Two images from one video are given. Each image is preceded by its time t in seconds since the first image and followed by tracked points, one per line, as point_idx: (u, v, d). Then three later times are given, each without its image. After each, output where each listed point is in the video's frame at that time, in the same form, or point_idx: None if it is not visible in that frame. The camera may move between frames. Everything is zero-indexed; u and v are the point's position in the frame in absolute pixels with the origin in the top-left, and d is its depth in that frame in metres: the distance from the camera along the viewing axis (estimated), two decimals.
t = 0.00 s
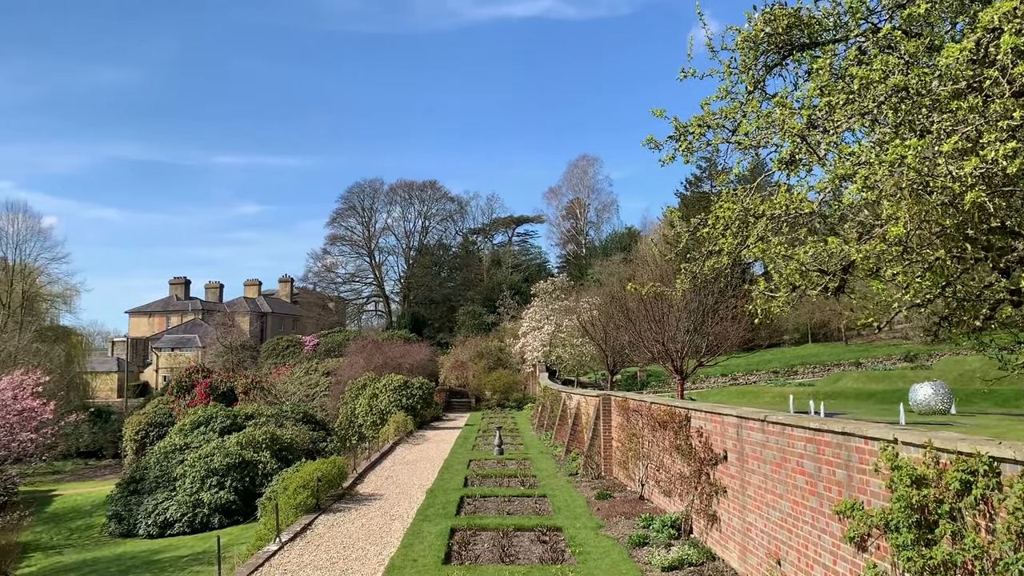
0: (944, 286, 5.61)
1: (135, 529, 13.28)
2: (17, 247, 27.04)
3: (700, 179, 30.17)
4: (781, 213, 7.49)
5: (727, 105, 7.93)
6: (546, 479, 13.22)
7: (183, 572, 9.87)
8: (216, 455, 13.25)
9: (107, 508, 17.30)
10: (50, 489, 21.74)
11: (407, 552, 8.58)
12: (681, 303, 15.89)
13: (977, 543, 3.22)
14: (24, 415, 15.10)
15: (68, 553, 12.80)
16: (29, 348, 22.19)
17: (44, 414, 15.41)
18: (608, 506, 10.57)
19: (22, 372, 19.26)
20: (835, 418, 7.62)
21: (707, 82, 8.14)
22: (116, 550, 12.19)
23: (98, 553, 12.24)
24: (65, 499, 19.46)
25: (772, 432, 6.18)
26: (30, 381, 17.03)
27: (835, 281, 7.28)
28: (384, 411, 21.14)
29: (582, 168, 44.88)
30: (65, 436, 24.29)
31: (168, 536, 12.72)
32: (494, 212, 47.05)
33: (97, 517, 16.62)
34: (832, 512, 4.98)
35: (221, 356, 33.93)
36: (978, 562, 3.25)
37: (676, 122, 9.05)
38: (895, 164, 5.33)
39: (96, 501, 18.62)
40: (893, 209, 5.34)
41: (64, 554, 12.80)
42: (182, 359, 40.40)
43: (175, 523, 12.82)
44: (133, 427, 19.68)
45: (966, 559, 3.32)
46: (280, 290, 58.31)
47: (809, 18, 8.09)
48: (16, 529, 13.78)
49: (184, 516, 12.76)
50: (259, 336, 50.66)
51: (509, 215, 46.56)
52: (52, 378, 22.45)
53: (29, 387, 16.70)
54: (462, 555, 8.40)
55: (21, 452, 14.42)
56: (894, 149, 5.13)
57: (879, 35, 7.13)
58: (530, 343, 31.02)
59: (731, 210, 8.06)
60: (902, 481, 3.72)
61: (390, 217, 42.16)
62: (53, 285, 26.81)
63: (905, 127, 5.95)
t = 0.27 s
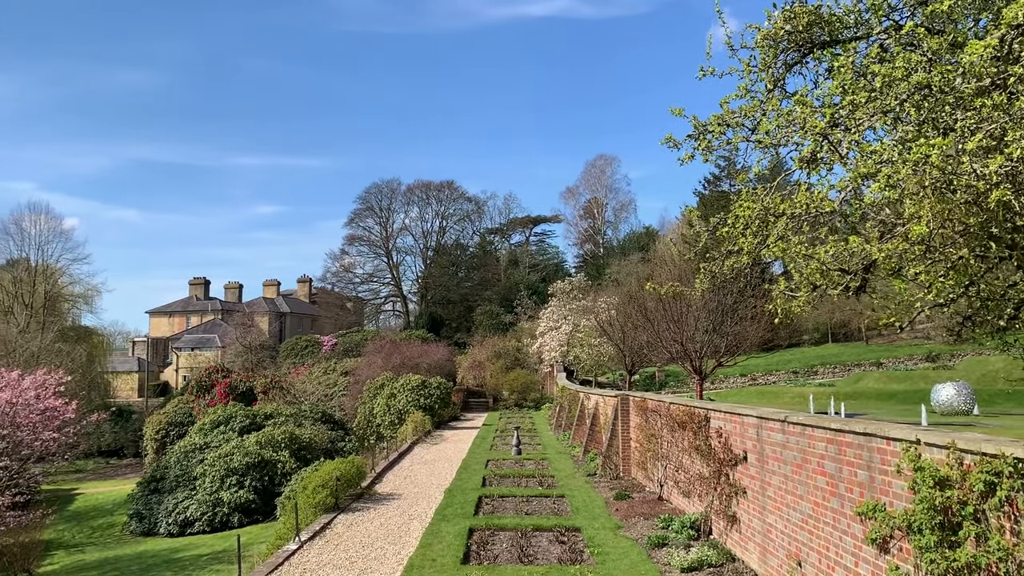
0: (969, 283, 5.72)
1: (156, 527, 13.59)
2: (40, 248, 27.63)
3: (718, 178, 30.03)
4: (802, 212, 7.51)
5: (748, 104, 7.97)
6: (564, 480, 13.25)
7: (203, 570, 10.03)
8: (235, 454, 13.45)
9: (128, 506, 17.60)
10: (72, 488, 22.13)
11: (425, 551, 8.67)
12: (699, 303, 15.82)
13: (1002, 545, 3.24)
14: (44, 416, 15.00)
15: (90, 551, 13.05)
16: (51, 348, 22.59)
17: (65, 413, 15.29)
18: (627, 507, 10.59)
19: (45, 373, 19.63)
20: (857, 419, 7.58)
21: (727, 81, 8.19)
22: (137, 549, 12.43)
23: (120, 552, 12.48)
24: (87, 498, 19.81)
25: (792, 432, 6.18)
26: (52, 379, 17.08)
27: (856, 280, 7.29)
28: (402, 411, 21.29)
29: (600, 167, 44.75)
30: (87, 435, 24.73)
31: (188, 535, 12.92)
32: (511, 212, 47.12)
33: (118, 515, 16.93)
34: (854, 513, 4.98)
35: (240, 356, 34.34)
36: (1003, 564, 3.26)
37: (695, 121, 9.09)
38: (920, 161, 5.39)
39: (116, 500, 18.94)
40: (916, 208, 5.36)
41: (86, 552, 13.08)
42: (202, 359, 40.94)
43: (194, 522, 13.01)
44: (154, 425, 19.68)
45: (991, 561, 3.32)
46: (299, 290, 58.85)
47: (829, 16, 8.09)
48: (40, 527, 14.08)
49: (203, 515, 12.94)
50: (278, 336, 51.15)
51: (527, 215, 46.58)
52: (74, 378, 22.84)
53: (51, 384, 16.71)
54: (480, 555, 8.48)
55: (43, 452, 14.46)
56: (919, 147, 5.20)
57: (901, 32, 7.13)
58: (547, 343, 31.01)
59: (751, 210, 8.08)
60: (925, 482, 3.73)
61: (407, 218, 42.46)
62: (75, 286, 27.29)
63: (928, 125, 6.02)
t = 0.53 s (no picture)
0: (991, 280, 5.84)
1: (174, 526, 13.82)
2: (61, 249, 28.13)
3: (736, 176, 29.87)
4: (822, 211, 7.52)
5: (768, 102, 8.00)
6: (581, 480, 13.29)
7: (223, 569, 10.21)
8: (253, 454, 13.64)
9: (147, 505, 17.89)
10: (93, 487, 22.52)
11: (443, 551, 8.76)
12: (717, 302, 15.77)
13: None
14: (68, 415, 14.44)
15: (110, 550, 13.33)
16: (72, 348, 22.99)
17: (88, 413, 14.72)
18: (645, 507, 10.61)
19: (66, 373, 19.98)
20: (878, 419, 7.56)
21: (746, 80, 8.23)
22: (156, 547, 12.67)
23: (141, 550, 12.71)
24: (107, 497, 20.16)
25: (812, 432, 6.19)
26: (75, 380, 17.39)
27: (876, 279, 7.29)
28: (419, 411, 21.44)
29: (616, 166, 44.63)
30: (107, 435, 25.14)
31: (207, 534, 13.12)
32: (527, 212, 47.18)
33: (138, 514, 17.23)
34: (875, 514, 4.99)
35: (259, 356, 34.72)
36: None
37: (713, 119, 9.12)
38: (942, 158, 5.40)
39: (137, 498, 19.25)
40: (937, 206, 5.39)
41: (107, 551, 13.35)
42: (221, 359, 41.43)
43: (213, 521, 13.19)
44: (173, 425, 19.95)
45: (1014, 563, 3.34)
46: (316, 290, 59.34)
47: (849, 13, 8.09)
48: (62, 526, 14.39)
49: (222, 514, 13.11)
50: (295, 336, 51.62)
51: (543, 215, 46.59)
52: (95, 378, 23.22)
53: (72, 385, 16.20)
54: (498, 554, 8.55)
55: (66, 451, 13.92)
56: (941, 144, 5.27)
57: (923, 29, 7.13)
58: (564, 343, 30.99)
59: (770, 208, 8.09)
60: (947, 482, 3.74)
61: (424, 218, 42.72)
62: (94, 286, 27.63)
63: (950, 122, 6.09)
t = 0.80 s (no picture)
0: (1013, 278, 5.86)
1: (194, 524, 14.07)
2: (81, 249, 28.65)
3: (753, 175, 29.75)
4: (841, 209, 7.52)
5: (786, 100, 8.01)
6: (598, 479, 13.33)
7: (242, 567, 10.37)
8: (271, 453, 13.82)
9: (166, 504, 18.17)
10: (112, 486, 22.90)
11: (460, 550, 8.85)
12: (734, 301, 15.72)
13: None
14: (88, 414, 14.44)
15: (130, 548, 13.59)
16: (92, 348, 23.40)
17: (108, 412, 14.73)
18: (662, 507, 10.63)
19: (87, 373, 20.35)
20: (899, 419, 7.53)
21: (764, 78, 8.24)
22: (175, 546, 12.90)
23: (161, 548, 12.95)
24: (127, 495, 20.51)
25: (831, 432, 6.20)
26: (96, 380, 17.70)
27: (896, 278, 7.29)
28: (435, 410, 21.58)
29: (632, 165, 44.46)
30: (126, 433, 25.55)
31: (226, 532, 13.32)
32: (543, 212, 47.23)
33: (157, 512, 17.51)
34: (895, 514, 5.00)
35: (276, 356, 35.09)
36: None
37: (731, 117, 9.12)
38: (963, 156, 5.43)
39: (155, 497, 19.57)
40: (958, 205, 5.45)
41: (127, 549, 13.62)
42: (239, 359, 41.89)
43: (231, 519, 13.40)
44: (193, 423, 20.25)
45: None
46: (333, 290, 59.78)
47: (868, 10, 8.07)
48: (83, 524, 14.69)
49: (240, 513, 13.31)
50: (313, 336, 52.06)
51: (559, 214, 46.57)
52: (114, 377, 23.62)
53: (91, 385, 16.28)
54: (515, 554, 8.63)
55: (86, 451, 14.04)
56: (962, 142, 5.31)
57: (943, 25, 7.12)
58: (580, 342, 30.95)
59: (789, 207, 8.08)
60: (970, 482, 3.75)
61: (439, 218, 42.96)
62: (114, 287, 28.22)
63: (972, 119, 6.14)
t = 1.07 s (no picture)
0: None
1: (211, 522, 14.32)
2: (99, 249, 29.19)
3: (770, 172, 29.62)
4: (860, 207, 7.50)
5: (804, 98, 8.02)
6: (615, 479, 13.36)
7: (260, 565, 10.55)
8: (289, 452, 14.00)
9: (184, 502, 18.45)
10: (131, 484, 23.27)
11: (477, 549, 8.93)
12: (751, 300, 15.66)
13: None
14: (108, 411, 14.64)
15: (149, 546, 13.85)
16: (111, 347, 23.79)
17: (126, 411, 14.94)
18: (680, 506, 10.64)
19: (106, 372, 20.69)
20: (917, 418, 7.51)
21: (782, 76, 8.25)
22: (193, 544, 13.11)
23: (180, 546, 13.19)
24: (146, 493, 20.84)
25: (849, 431, 6.21)
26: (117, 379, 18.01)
27: (916, 277, 7.28)
28: (451, 409, 21.72)
29: (648, 163, 44.27)
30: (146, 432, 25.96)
31: (244, 530, 13.60)
32: (558, 210, 47.24)
33: (176, 510, 17.81)
34: (914, 514, 5.01)
35: (292, 355, 35.45)
36: None
37: (748, 115, 9.13)
38: (985, 153, 5.43)
39: (174, 495, 19.88)
40: (981, 201, 5.46)
41: (146, 546, 13.89)
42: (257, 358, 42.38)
43: (250, 517, 13.66)
44: (210, 422, 20.50)
45: None
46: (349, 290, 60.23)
47: (887, 7, 8.04)
48: (103, 522, 14.96)
49: (258, 511, 13.57)
50: (329, 335, 52.46)
51: (574, 213, 46.52)
52: (132, 376, 23.99)
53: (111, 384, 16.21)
54: (532, 553, 8.70)
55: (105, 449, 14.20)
56: (984, 139, 5.30)
57: (964, 20, 7.08)
58: (596, 341, 30.87)
59: (807, 204, 8.07)
60: (992, 482, 3.77)
61: (455, 217, 43.16)
62: (132, 286, 28.78)
63: (994, 116, 6.15)
